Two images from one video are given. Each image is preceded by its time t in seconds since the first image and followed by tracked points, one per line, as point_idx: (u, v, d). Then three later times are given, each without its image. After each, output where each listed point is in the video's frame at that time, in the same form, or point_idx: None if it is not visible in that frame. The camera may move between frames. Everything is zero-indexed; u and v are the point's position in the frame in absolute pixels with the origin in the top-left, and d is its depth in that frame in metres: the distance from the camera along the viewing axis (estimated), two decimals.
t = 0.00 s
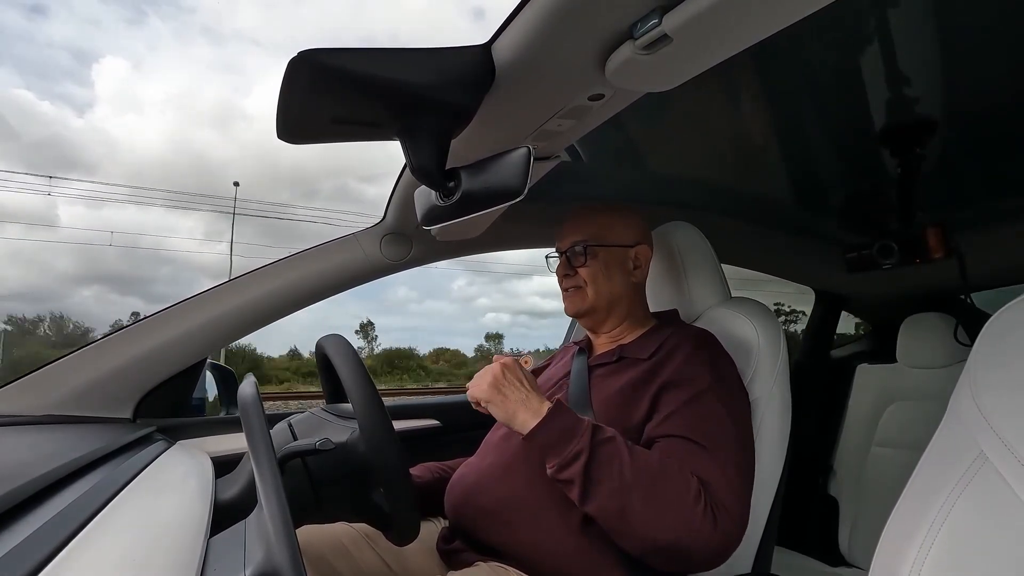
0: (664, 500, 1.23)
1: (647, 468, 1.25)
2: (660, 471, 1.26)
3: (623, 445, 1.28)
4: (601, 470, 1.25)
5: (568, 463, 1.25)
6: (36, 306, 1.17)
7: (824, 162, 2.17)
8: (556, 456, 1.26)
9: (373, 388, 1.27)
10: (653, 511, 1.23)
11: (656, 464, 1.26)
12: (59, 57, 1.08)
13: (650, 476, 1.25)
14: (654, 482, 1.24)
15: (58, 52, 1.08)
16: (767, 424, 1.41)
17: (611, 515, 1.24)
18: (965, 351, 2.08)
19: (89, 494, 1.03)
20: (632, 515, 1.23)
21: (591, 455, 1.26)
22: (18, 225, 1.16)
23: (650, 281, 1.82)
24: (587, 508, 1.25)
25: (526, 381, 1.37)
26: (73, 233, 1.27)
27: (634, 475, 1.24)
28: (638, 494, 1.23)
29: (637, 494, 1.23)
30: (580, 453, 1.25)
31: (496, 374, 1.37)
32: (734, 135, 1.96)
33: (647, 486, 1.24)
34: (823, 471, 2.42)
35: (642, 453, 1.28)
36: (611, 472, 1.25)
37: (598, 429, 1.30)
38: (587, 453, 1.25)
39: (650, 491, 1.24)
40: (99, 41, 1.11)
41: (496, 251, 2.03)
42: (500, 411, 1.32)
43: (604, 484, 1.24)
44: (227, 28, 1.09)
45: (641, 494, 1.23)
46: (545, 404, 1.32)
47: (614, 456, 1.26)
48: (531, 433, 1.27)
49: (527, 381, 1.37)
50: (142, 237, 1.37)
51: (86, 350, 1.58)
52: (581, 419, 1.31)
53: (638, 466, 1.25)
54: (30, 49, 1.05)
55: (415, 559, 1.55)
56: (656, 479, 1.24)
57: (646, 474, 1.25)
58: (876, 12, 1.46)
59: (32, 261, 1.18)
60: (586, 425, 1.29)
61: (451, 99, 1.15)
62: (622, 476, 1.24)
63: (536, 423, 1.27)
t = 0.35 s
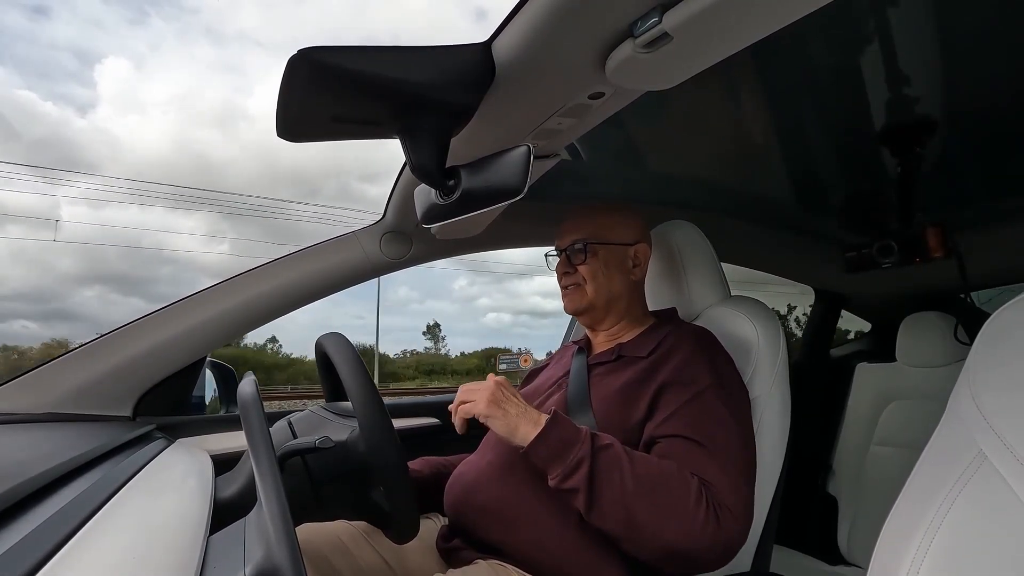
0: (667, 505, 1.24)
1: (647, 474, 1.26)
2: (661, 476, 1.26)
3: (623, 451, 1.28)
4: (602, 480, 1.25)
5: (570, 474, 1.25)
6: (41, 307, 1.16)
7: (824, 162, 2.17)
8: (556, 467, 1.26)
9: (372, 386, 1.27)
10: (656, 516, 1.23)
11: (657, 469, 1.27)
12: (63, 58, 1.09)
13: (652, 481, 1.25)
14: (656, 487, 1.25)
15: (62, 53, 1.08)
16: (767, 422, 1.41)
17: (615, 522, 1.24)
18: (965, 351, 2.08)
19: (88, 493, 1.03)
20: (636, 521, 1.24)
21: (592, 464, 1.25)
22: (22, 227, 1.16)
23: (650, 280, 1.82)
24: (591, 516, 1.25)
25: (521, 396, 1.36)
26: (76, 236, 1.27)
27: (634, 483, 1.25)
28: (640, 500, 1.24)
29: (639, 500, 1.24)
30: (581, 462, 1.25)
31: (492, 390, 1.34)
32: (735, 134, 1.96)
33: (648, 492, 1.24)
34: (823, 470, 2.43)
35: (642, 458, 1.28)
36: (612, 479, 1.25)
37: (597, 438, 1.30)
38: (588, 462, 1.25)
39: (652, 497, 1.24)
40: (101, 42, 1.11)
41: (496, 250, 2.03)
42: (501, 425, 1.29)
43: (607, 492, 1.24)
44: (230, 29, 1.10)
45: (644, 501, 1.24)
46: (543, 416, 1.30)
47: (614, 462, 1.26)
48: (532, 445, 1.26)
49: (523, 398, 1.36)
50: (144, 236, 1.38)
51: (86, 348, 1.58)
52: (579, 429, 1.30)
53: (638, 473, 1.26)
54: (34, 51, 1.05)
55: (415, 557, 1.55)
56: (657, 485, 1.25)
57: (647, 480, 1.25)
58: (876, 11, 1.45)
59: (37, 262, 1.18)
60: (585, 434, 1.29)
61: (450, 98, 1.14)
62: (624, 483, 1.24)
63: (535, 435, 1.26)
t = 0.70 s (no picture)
0: (665, 502, 1.23)
1: (648, 471, 1.26)
2: (661, 474, 1.26)
3: (624, 450, 1.29)
4: (603, 477, 1.25)
5: (571, 470, 1.26)
6: (42, 307, 1.18)
7: (823, 162, 2.17)
8: (559, 464, 1.26)
9: (372, 387, 1.26)
10: (655, 513, 1.23)
11: (656, 468, 1.27)
12: (66, 60, 1.10)
13: (651, 479, 1.25)
14: (655, 484, 1.25)
15: (65, 55, 1.09)
16: (766, 422, 1.41)
17: (615, 518, 1.24)
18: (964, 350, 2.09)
19: (88, 493, 1.03)
20: (635, 517, 1.23)
21: (593, 460, 1.26)
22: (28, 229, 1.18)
23: (651, 280, 1.82)
24: (592, 512, 1.25)
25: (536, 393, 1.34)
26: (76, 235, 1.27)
27: (634, 481, 1.25)
28: (640, 497, 1.24)
29: (638, 498, 1.24)
30: (583, 459, 1.26)
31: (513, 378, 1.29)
32: (734, 134, 1.96)
33: (647, 490, 1.24)
34: (822, 470, 2.43)
35: (642, 457, 1.28)
36: (612, 476, 1.25)
37: (599, 436, 1.31)
38: (590, 459, 1.26)
39: (651, 493, 1.24)
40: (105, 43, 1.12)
41: (495, 250, 2.03)
42: (513, 412, 1.26)
43: (607, 488, 1.25)
44: (231, 29, 1.10)
45: (643, 498, 1.24)
46: (547, 414, 1.30)
47: (615, 460, 1.27)
48: (537, 440, 1.27)
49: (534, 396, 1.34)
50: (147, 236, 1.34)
51: (86, 348, 1.57)
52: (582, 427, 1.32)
53: (638, 470, 1.26)
54: (37, 52, 1.06)
55: (415, 558, 1.55)
56: (656, 482, 1.25)
57: (647, 477, 1.25)
58: (876, 11, 1.45)
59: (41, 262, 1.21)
60: (587, 431, 1.30)
61: (451, 98, 1.14)
62: (624, 481, 1.25)
63: (540, 430, 1.27)
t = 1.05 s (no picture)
0: (651, 477, 1.25)
1: (638, 446, 1.28)
2: (651, 451, 1.28)
3: (617, 425, 1.31)
4: (593, 444, 1.28)
5: (563, 437, 1.28)
6: (44, 308, 1.14)
7: (822, 162, 2.17)
8: (553, 426, 1.29)
9: (372, 387, 1.26)
10: (641, 488, 1.24)
11: (647, 446, 1.29)
12: (69, 61, 1.09)
13: (641, 455, 1.27)
14: (644, 460, 1.26)
15: (68, 56, 1.08)
16: (765, 422, 1.41)
17: (601, 488, 1.26)
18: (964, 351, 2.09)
19: (87, 493, 1.03)
20: (620, 489, 1.25)
21: (586, 427, 1.29)
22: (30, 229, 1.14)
23: (651, 280, 1.83)
24: (579, 480, 1.27)
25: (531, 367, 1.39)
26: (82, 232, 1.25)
27: (623, 453, 1.27)
28: (627, 469, 1.25)
29: (626, 470, 1.25)
30: (576, 424, 1.29)
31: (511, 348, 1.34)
32: (733, 135, 1.96)
33: (636, 462, 1.26)
34: (822, 472, 2.43)
35: (633, 434, 1.31)
36: (602, 445, 1.28)
37: (594, 410, 1.34)
38: (582, 427, 1.29)
39: (638, 467, 1.26)
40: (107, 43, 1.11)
41: (495, 251, 2.03)
42: (518, 377, 1.30)
43: (596, 457, 1.27)
44: (232, 30, 1.10)
45: (631, 470, 1.25)
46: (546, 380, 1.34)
47: (606, 432, 1.30)
48: (534, 403, 1.30)
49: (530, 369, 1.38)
50: (149, 236, 1.36)
51: (86, 348, 1.58)
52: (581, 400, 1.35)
53: (628, 446, 1.28)
54: (38, 52, 1.05)
55: (415, 558, 1.55)
56: (646, 458, 1.26)
57: (637, 451, 1.27)
58: (877, 12, 1.45)
59: (44, 263, 1.16)
60: (583, 403, 1.33)
61: (451, 99, 1.15)
62: (614, 451, 1.27)
63: (537, 395, 1.30)
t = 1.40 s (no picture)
0: (646, 455, 1.26)
1: (634, 427, 1.30)
2: (646, 432, 1.30)
3: (614, 408, 1.34)
4: (590, 422, 1.31)
5: (560, 416, 1.32)
6: (46, 307, 1.17)
7: (821, 162, 2.17)
8: (550, 404, 1.34)
9: (372, 388, 1.27)
10: (635, 466, 1.26)
11: (643, 428, 1.30)
12: (71, 62, 1.08)
13: (636, 434, 1.29)
14: (639, 439, 1.28)
15: (70, 57, 1.08)
16: (765, 421, 1.41)
17: (596, 466, 1.28)
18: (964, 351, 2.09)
19: (87, 494, 1.03)
20: (614, 466, 1.27)
21: (583, 406, 1.33)
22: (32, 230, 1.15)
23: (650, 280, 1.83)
24: (574, 458, 1.29)
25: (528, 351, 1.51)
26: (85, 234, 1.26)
27: (619, 433, 1.29)
28: (621, 447, 1.28)
29: (622, 448, 1.28)
30: (573, 403, 1.33)
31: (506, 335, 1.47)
32: (733, 136, 1.96)
33: (631, 440, 1.28)
34: (821, 472, 2.43)
35: (630, 417, 1.33)
36: (598, 423, 1.31)
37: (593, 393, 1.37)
38: (578, 406, 1.32)
39: (633, 446, 1.28)
40: (108, 44, 1.10)
41: (495, 251, 2.03)
42: (514, 359, 1.42)
43: (592, 434, 1.30)
44: (235, 30, 1.10)
45: (625, 448, 1.27)
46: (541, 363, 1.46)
47: (603, 412, 1.32)
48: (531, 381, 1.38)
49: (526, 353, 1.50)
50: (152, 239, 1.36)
51: (87, 349, 1.57)
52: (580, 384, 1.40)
53: (624, 426, 1.31)
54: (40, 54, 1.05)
55: (415, 559, 1.55)
56: (641, 437, 1.28)
57: (632, 431, 1.30)
58: (877, 12, 1.45)
59: (46, 264, 1.17)
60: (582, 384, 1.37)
61: (450, 99, 1.15)
62: (609, 429, 1.30)
63: (536, 374, 1.37)
